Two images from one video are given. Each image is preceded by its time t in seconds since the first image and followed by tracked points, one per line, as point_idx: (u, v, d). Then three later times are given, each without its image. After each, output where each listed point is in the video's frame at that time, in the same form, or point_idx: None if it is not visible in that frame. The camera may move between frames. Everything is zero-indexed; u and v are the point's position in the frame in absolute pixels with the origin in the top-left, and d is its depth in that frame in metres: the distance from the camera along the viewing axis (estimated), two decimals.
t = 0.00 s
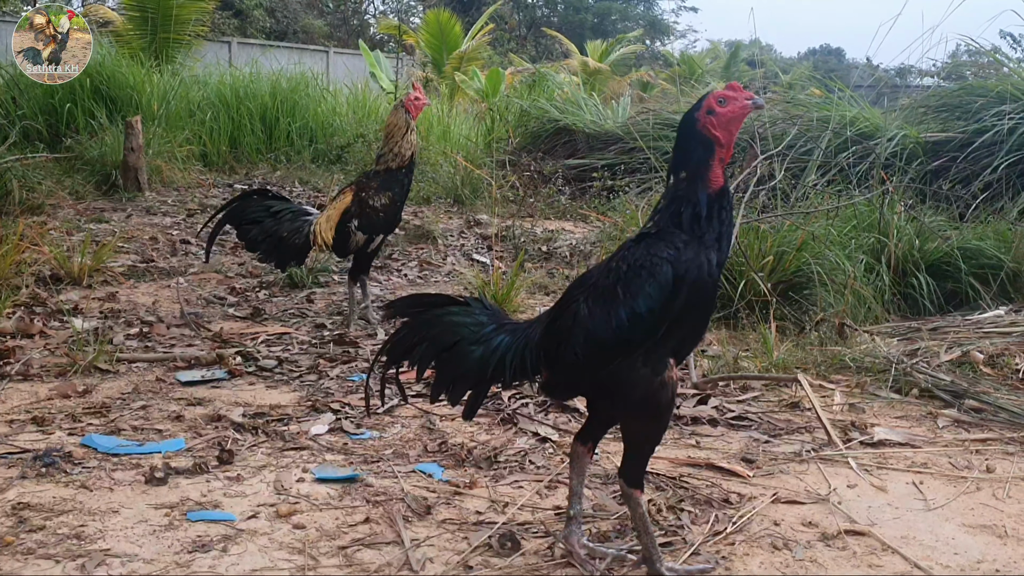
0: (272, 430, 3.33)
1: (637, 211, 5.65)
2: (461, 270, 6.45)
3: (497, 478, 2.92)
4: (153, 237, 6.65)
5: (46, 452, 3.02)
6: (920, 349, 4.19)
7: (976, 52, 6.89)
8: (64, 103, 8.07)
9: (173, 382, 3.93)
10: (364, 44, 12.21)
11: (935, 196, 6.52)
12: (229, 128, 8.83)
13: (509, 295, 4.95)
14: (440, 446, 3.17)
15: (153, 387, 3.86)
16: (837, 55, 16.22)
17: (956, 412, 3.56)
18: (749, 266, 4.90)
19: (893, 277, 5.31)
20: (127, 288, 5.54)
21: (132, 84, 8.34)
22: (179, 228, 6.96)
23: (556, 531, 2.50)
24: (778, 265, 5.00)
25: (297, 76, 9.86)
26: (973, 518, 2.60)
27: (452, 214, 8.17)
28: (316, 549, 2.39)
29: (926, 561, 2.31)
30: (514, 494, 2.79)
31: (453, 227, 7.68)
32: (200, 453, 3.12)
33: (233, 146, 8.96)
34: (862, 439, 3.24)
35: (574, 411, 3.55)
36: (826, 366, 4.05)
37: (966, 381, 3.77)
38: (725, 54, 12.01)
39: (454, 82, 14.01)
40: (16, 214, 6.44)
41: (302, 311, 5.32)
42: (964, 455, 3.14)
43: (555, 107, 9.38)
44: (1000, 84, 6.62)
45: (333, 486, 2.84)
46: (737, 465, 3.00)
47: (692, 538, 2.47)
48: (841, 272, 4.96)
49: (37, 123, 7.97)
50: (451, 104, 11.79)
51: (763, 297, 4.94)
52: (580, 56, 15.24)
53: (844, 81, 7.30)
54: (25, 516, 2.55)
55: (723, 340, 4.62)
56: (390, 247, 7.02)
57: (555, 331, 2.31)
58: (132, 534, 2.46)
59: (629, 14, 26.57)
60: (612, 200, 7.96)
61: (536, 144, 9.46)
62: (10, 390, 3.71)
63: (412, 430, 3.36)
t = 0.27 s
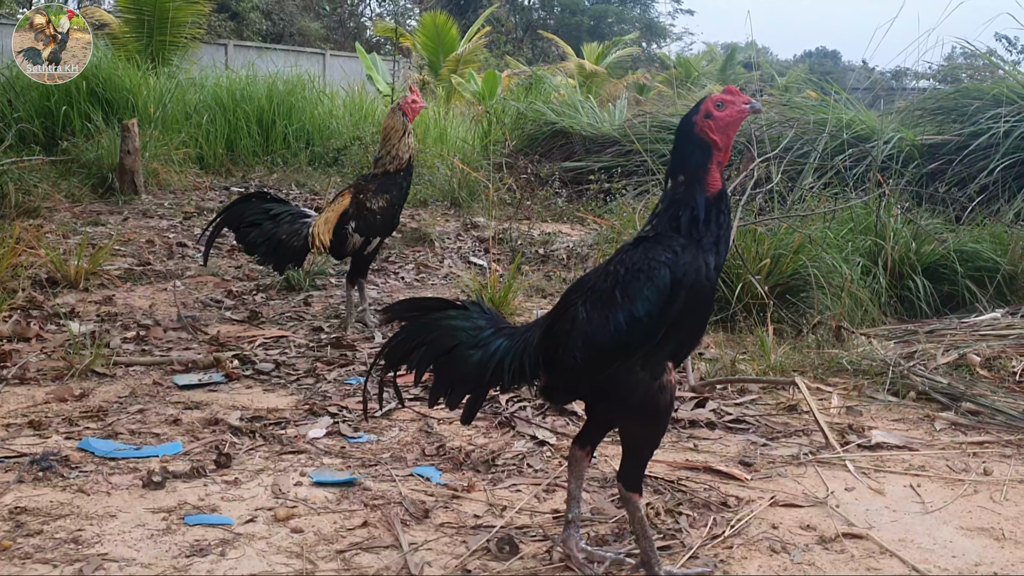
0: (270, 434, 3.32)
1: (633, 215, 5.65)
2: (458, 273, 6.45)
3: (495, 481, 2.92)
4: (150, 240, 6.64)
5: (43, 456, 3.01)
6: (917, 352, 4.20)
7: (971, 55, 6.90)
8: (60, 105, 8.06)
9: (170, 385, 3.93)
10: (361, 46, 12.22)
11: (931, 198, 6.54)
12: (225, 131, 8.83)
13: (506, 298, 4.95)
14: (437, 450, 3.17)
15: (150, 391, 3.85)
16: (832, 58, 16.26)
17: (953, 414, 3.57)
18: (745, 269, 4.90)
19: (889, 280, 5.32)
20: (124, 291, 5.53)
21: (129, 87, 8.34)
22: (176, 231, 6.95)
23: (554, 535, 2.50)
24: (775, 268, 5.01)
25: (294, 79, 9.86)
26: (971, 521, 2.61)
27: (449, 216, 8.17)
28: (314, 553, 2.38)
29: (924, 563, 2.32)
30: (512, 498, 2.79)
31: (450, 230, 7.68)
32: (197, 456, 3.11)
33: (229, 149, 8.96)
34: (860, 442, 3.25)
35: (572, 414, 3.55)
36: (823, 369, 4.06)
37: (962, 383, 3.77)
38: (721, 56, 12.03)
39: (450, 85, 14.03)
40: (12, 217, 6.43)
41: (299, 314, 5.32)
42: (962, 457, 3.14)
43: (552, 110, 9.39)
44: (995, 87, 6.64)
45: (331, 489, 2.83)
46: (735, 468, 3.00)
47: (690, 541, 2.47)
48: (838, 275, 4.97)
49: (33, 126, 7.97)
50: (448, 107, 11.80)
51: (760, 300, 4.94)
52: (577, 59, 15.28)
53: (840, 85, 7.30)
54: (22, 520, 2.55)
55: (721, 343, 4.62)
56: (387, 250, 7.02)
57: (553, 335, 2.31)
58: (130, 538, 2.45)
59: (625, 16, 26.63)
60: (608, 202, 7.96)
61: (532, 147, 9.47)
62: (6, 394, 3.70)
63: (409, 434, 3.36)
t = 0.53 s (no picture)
0: (269, 433, 3.32)
1: (631, 214, 5.65)
2: (456, 273, 6.45)
3: (494, 479, 2.92)
4: (148, 240, 6.64)
5: (42, 454, 3.01)
6: (915, 351, 4.20)
7: (968, 56, 6.94)
8: (57, 105, 8.05)
9: (169, 384, 3.92)
10: (358, 47, 12.21)
11: (929, 198, 6.55)
12: (222, 131, 8.81)
13: (505, 297, 4.95)
14: (437, 448, 3.16)
15: (148, 389, 3.85)
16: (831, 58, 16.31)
17: (951, 413, 3.58)
18: (744, 268, 4.91)
19: (887, 279, 5.32)
20: (122, 291, 5.53)
21: (126, 87, 8.33)
22: (173, 230, 6.94)
23: (554, 532, 2.50)
24: (773, 268, 5.01)
25: (291, 79, 9.85)
26: (970, 519, 2.61)
27: (447, 216, 8.17)
28: (313, 551, 2.38)
29: (924, 560, 2.32)
30: (511, 495, 2.79)
31: (448, 230, 7.68)
32: (196, 455, 3.11)
33: (226, 149, 8.94)
34: (859, 440, 3.25)
35: (571, 412, 3.55)
36: (821, 368, 4.06)
37: (961, 382, 3.78)
38: (719, 57, 12.04)
39: (448, 85, 14.02)
40: (9, 217, 6.42)
41: (297, 313, 5.31)
42: (960, 455, 3.15)
43: (550, 110, 9.37)
44: (992, 87, 6.66)
45: (331, 487, 2.83)
46: (734, 466, 3.01)
47: (690, 539, 2.47)
48: (836, 274, 4.98)
49: (30, 126, 7.96)
50: (445, 108, 11.81)
51: (758, 299, 4.95)
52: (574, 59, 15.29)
53: (837, 85, 7.25)
54: (21, 518, 2.54)
55: (719, 342, 4.63)
56: (385, 250, 7.02)
57: (551, 332, 2.31)
58: (129, 536, 2.45)
59: (622, 17, 26.64)
60: (606, 202, 7.97)
61: (530, 147, 9.46)
62: (4, 393, 3.69)
63: (408, 432, 3.36)
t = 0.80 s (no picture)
0: (265, 432, 3.31)
1: (628, 214, 5.66)
2: (452, 273, 6.46)
3: (491, 477, 2.92)
4: (144, 240, 6.63)
5: (37, 453, 3.00)
6: (911, 350, 4.22)
7: (963, 57, 6.93)
8: (53, 106, 8.03)
9: (165, 383, 3.91)
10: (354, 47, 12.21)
11: (924, 198, 6.56)
12: (218, 132, 8.79)
13: (501, 296, 4.96)
14: (433, 446, 3.16)
15: (144, 389, 3.84)
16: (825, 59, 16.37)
17: (947, 411, 3.59)
18: (739, 267, 4.92)
19: (883, 278, 5.34)
20: (118, 290, 5.52)
21: (121, 87, 8.32)
22: (169, 230, 6.94)
23: (551, 530, 2.50)
24: (769, 268, 5.01)
25: (287, 80, 9.83)
26: (966, 516, 2.62)
27: (443, 216, 8.17)
28: (310, 549, 2.38)
29: (920, 558, 2.33)
30: (508, 494, 2.79)
31: (444, 230, 7.68)
32: (192, 453, 3.10)
33: (222, 149, 8.92)
34: (855, 438, 3.26)
35: (567, 411, 3.56)
36: (817, 367, 4.07)
37: (957, 381, 3.79)
38: (714, 58, 12.07)
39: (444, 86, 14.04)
40: (4, 217, 6.41)
41: (294, 313, 5.31)
42: (956, 453, 3.16)
43: (546, 110, 9.36)
44: (987, 87, 6.69)
45: (327, 486, 2.83)
46: (731, 464, 3.01)
47: (687, 536, 2.47)
48: (832, 274, 4.99)
49: (26, 126, 7.96)
50: (442, 109, 11.82)
51: (754, 299, 4.96)
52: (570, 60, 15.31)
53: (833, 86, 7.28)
54: (17, 517, 2.53)
55: (716, 341, 4.63)
56: (382, 250, 7.03)
57: (547, 330, 2.31)
58: (126, 534, 2.45)
59: (618, 19, 26.69)
60: (602, 203, 7.98)
61: (526, 147, 9.46)
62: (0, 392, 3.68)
63: (405, 431, 3.36)
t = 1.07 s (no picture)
0: (262, 426, 3.31)
1: (625, 211, 5.66)
2: (449, 270, 6.46)
3: (488, 471, 2.92)
4: (140, 237, 6.61)
5: (34, 448, 3.00)
6: (908, 345, 4.22)
7: (959, 56, 6.94)
8: (50, 104, 8.03)
9: (162, 379, 3.91)
10: (350, 45, 12.21)
11: (921, 195, 6.57)
12: (214, 130, 8.78)
13: (499, 292, 4.96)
14: (431, 441, 3.16)
15: (141, 384, 3.83)
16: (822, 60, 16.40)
17: (944, 406, 3.60)
18: (736, 263, 4.93)
19: (879, 275, 5.35)
20: (115, 287, 5.51)
21: (118, 85, 8.31)
22: (166, 228, 6.92)
23: (549, 523, 2.50)
24: (766, 264, 5.02)
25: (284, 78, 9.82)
26: (963, 510, 2.63)
27: (439, 214, 8.17)
28: (308, 542, 2.38)
29: (917, 550, 2.33)
30: (505, 487, 2.79)
31: (441, 228, 7.68)
32: (190, 448, 3.10)
33: (219, 148, 8.91)
34: (852, 433, 3.26)
35: (565, 406, 3.56)
36: (814, 362, 4.08)
37: (953, 376, 3.80)
38: (711, 57, 12.09)
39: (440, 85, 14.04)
40: None
41: (290, 309, 5.30)
42: (953, 448, 3.16)
43: (542, 109, 9.37)
44: (982, 86, 6.72)
45: (325, 480, 2.83)
46: (728, 458, 3.01)
47: (684, 529, 2.48)
48: (828, 270, 5.00)
49: (22, 124, 7.96)
50: (438, 107, 11.82)
51: (751, 295, 4.96)
52: (567, 59, 15.32)
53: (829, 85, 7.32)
54: (14, 510, 2.53)
55: (713, 337, 4.64)
56: (378, 248, 7.02)
57: (544, 324, 2.31)
58: (123, 527, 2.44)
59: (614, 19, 26.69)
60: (599, 201, 7.98)
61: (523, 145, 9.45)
62: None
63: (402, 426, 3.36)
